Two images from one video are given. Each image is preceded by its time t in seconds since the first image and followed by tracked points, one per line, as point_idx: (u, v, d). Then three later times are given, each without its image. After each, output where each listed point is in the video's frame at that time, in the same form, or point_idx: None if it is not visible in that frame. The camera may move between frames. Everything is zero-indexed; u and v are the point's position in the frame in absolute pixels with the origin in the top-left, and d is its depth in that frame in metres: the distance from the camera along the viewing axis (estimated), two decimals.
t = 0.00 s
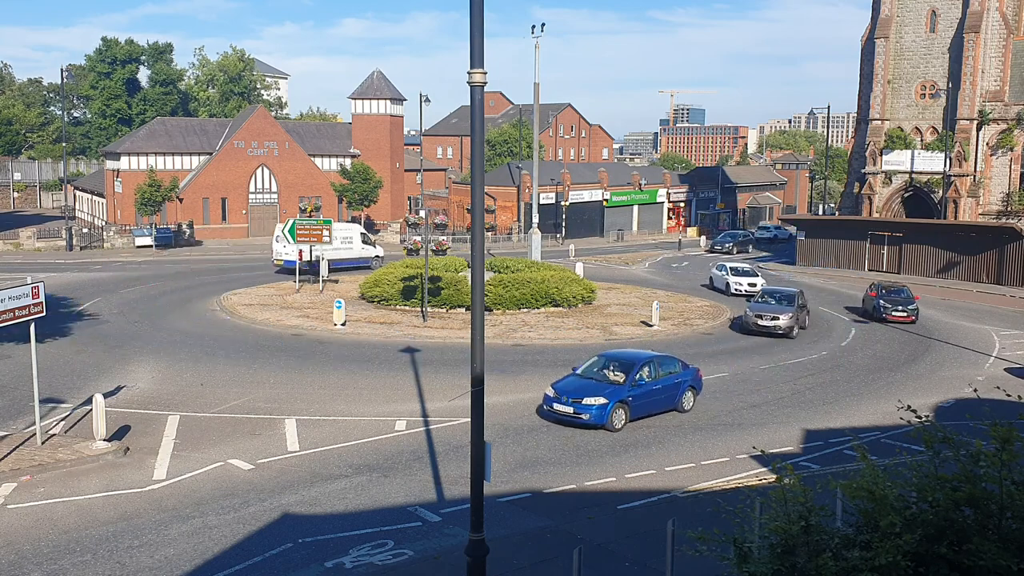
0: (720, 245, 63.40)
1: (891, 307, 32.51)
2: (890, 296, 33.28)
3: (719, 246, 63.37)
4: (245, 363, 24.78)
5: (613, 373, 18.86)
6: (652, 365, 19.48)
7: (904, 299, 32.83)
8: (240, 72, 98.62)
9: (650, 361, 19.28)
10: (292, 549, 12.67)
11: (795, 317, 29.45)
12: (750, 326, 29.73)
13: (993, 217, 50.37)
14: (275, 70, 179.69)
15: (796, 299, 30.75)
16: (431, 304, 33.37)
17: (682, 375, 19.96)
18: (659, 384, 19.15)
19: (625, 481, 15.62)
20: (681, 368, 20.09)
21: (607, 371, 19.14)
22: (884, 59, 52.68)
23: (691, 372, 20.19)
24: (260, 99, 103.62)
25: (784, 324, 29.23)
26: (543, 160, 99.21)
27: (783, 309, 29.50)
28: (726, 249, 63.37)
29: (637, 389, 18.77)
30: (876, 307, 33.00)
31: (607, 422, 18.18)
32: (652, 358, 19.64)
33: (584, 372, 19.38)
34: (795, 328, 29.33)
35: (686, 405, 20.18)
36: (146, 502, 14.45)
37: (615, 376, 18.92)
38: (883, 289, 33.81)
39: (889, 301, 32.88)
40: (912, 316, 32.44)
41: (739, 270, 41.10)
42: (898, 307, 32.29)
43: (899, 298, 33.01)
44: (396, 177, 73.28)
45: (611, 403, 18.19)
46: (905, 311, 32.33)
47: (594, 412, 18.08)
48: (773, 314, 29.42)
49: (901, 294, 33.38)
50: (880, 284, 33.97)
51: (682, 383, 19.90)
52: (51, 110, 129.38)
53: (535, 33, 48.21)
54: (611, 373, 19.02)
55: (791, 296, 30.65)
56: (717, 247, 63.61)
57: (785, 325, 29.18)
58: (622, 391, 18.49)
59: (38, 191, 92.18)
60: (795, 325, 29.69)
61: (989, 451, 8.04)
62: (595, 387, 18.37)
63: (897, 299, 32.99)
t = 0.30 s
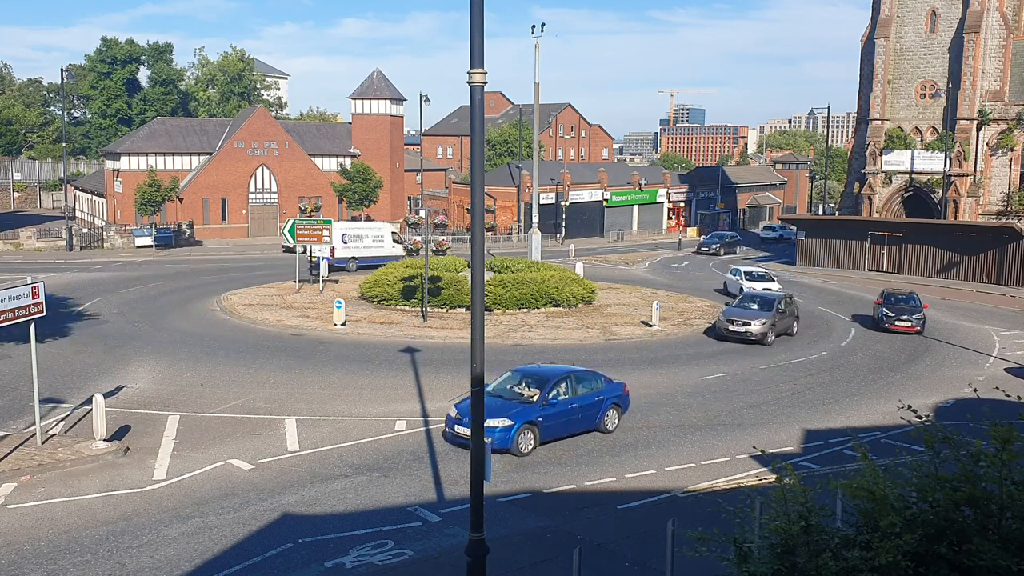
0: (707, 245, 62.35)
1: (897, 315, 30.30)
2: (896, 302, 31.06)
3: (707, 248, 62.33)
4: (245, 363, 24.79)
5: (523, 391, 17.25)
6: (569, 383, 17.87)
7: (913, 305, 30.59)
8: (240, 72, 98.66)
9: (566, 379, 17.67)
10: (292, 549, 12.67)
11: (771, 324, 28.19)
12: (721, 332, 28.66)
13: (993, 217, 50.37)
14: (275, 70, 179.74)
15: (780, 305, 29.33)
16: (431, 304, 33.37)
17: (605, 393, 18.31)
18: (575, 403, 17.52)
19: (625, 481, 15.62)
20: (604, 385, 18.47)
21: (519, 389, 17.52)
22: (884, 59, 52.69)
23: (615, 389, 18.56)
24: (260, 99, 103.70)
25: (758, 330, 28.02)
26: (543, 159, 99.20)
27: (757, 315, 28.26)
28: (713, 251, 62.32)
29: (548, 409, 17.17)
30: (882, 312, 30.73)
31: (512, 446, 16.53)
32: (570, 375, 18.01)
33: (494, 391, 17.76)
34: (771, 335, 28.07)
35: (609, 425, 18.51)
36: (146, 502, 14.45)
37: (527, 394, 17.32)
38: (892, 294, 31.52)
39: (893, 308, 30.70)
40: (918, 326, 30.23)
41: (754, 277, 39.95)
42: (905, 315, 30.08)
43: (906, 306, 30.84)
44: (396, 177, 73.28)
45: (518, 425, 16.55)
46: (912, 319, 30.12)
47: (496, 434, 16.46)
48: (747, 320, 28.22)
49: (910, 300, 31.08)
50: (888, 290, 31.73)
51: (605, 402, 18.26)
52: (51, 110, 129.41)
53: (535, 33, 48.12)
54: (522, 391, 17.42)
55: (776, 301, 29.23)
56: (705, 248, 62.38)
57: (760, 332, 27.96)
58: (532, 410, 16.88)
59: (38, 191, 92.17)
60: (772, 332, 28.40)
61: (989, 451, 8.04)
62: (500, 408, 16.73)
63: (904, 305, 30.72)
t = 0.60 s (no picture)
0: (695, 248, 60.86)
1: (890, 325, 28.40)
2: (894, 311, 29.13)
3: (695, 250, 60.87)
4: (245, 363, 24.78)
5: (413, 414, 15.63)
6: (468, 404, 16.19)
7: (910, 316, 28.62)
8: (240, 72, 98.68)
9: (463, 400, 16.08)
10: (291, 549, 12.67)
11: (735, 329, 26.96)
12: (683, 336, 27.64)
13: (993, 217, 50.37)
14: (275, 70, 179.85)
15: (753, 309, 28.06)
16: (431, 304, 33.37)
17: (510, 413, 16.68)
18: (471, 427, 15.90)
19: (625, 481, 15.62)
20: (510, 404, 16.85)
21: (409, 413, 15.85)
22: (884, 59, 52.71)
23: (523, 409, 16.90)
24: (260, 99, 103.72)
25: (720, 335, 26.85)
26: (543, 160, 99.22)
27: (720, 319, 27.09)
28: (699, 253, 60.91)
29: (440, 434, 15.60)
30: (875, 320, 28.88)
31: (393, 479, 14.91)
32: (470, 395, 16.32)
33: (385, 415, 16.09)
34: (735, 341, 26.88)
35: (517, 449, 16.86)
36: (146, 502, 14.45)
37: (418, 418, 15.74)
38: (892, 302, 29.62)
39: (888, 318, 28.82)
40: (912, 337, 28.24)
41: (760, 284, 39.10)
42: (898, 325, 28.15)
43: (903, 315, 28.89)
44: (396, 177, 73.29)
45: (399, 454, 14.96)
46: (905, 329, 28.17)
47: (375, 465, 14.86)
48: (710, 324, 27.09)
49: (909, 310, 29.08)
50: (891, 299, 29.79)
51: (510, 424, 16.61)
52: (51, 110, 129.46)
53: (535, 33, 48.06)
54: (414, 415, 15.85)
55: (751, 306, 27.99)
56: (693, 250, 60.88)
57: (722, 336, 26.81)
58: (420, 437, 15.29)
59: (38, 191, 92.18)
60: (737, 337, 27.16)
61: (989, 451, 8.04)
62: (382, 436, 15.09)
63: (901, 315, 28.80)
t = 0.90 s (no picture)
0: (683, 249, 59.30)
1: (871, 336, 26.57)
2: (880, 321, 27.23)
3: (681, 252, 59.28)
4: (244, 363, 24.78)
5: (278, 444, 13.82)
6: (343, 431, 14.40)
7: (894, 326, 26.69)
8: (240, 72, 98.71)
9: (337, 426, 14.32)
10: (292, 549, 12.67)
11: (685, 333, 26.12)
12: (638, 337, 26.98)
13: (993, 217, 50.36)
14: (275, 70, 179.97)
15: (716, 312, 27.09)
16: (431, 304, 33.37)
17: (393, 441, 14.96)
18: (345, 458, 14.15)
19: (625, 481, 15.62)
20: (393, 430, 15.10)
21: (273, 442, 14.02)
22: (884, 59, 52.72)
23: (409, 436, 15.21)
24: (260, 99, 103.71)
25: (668, 339, 26.10)
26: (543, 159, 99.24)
27: (673, 322, 26.33)
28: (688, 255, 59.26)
29: (308, 467, 13.76)
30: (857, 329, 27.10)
31: (248, 520, 13.06)
32: (344, 420, 14.52)
33: (244, 445, 14.20)
34: (684, 345, 26.07)
35: (400, 482, 15.14)
36: (146, 502, 14.45)
37: (282, 446, 13.93)
38: (881, 311, 27.70)
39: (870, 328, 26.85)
40: (894, 349, 26.29)
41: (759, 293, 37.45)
42: (878, 336, 26.31)
43: (887, 326, 26.84)
44: (396, 178, 73.30)
45: (254, 490, 13.10)
46: (885, 341, 26.28)
47: (224, 504, 12.97)
48: (661, 327, 26.36)
49: (897, 320, 27.09)
50: (878, 307, 27.80)
51: (393, 454, 14.90)
52: (51, 110, 129.54)
53: (535, 33, 47.96)
54: (277, 442, 14.04)
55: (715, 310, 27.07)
56: (681, 250, 59.30)
57: (670, 340, 26.06)
58: (281, 469, 13.45)
59: (38, 191, 92.16)
60: (688, 342, 26.32)
61: (989, 451, 8.04)
62: (236, 471, 13.23)
63: (885, 325, 26.90)
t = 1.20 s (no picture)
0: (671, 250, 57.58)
1: (834, 346, 24.63)
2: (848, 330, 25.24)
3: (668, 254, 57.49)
4: (244, 363, 24.79)
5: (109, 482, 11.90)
6: (188, 466, 12.51)
7: (861, 337, 24.66)
8: (240, 71, 98.76)
9: (179, 461, 12.42)
10: (292, 549, 12.67)
11: (624, 336, 25.44)
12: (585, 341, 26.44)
13: (993, 217, 50.36)
14: (275, 70, 180.01)
15: (666, 315, 26.23)
16: (431, 304, 33.37)
17: (249, 476, 13.07)
18: (189, 497, 12.27)
19: (625, 481, 15.62)
20: (250, 463, 13.24)
21: (102, 480, 12.07)
22: (884, 59, 52.72)
23: (271, 469, 13.35)
24: (260, 99, 103.79)
25: (608, 341, 25.48)
26: (543, 159, 99.23)
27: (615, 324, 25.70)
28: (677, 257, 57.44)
29: (143, 510, 11.85)
30: (822, 339, 25.21)
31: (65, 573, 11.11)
32: (189, 453, 12.63)
33: (69, 484, 12.25)
34: (624, 348, 25.39)
35: (262, 522, 13.24)
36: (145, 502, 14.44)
37: (112, 486, 11.98)
38: (853, 320, 25.68)
39: (835, 339, 24.89)
40: (859, 362, 24.27)
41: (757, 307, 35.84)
42: (839, 347, 24.38)
43: (855, 338, 24.81)
44: (396, 178, 73.28)
45: (70, 539, 11.16)
46: (848, 353, 24.31)
47: (32, 557, 10.94)
48: (602, 330, 25.80)
49: (866, 331, 25.04)
50: (852, 319, 25.80)
51: (250, 491, 13.03)
52: (51, 110, 129.57)
53: (534, 34, 47.88)
54: (108, 480, 12.08)
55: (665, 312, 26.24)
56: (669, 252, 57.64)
57: (609, 342, 25.42)
58: (104, 513, 11.51)
59: (38, 191, 92.15)
60: (630, 345, 25.60)
61: (990, 451, 8.04)
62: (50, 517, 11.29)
63: (853, 335, 24.92)
